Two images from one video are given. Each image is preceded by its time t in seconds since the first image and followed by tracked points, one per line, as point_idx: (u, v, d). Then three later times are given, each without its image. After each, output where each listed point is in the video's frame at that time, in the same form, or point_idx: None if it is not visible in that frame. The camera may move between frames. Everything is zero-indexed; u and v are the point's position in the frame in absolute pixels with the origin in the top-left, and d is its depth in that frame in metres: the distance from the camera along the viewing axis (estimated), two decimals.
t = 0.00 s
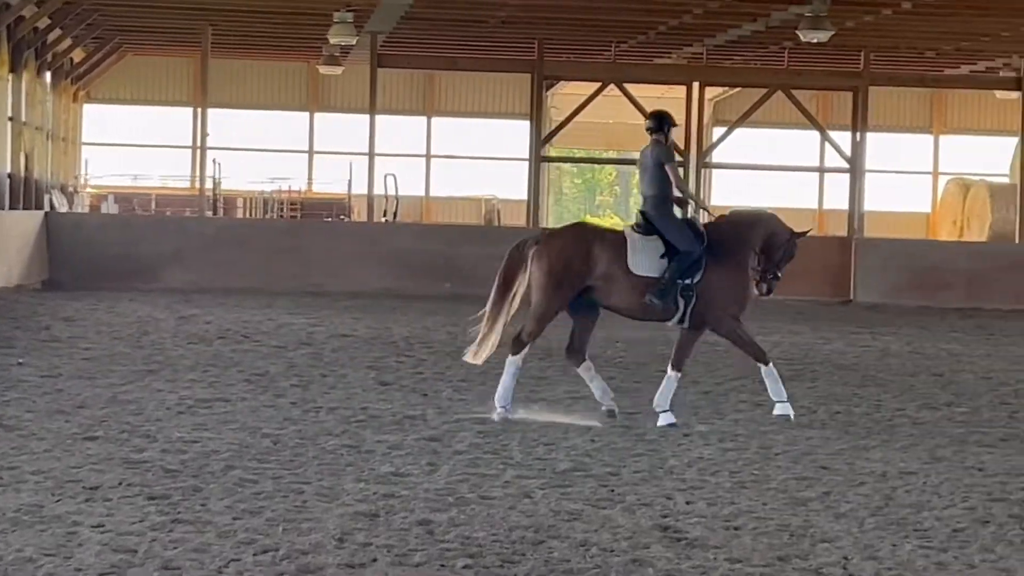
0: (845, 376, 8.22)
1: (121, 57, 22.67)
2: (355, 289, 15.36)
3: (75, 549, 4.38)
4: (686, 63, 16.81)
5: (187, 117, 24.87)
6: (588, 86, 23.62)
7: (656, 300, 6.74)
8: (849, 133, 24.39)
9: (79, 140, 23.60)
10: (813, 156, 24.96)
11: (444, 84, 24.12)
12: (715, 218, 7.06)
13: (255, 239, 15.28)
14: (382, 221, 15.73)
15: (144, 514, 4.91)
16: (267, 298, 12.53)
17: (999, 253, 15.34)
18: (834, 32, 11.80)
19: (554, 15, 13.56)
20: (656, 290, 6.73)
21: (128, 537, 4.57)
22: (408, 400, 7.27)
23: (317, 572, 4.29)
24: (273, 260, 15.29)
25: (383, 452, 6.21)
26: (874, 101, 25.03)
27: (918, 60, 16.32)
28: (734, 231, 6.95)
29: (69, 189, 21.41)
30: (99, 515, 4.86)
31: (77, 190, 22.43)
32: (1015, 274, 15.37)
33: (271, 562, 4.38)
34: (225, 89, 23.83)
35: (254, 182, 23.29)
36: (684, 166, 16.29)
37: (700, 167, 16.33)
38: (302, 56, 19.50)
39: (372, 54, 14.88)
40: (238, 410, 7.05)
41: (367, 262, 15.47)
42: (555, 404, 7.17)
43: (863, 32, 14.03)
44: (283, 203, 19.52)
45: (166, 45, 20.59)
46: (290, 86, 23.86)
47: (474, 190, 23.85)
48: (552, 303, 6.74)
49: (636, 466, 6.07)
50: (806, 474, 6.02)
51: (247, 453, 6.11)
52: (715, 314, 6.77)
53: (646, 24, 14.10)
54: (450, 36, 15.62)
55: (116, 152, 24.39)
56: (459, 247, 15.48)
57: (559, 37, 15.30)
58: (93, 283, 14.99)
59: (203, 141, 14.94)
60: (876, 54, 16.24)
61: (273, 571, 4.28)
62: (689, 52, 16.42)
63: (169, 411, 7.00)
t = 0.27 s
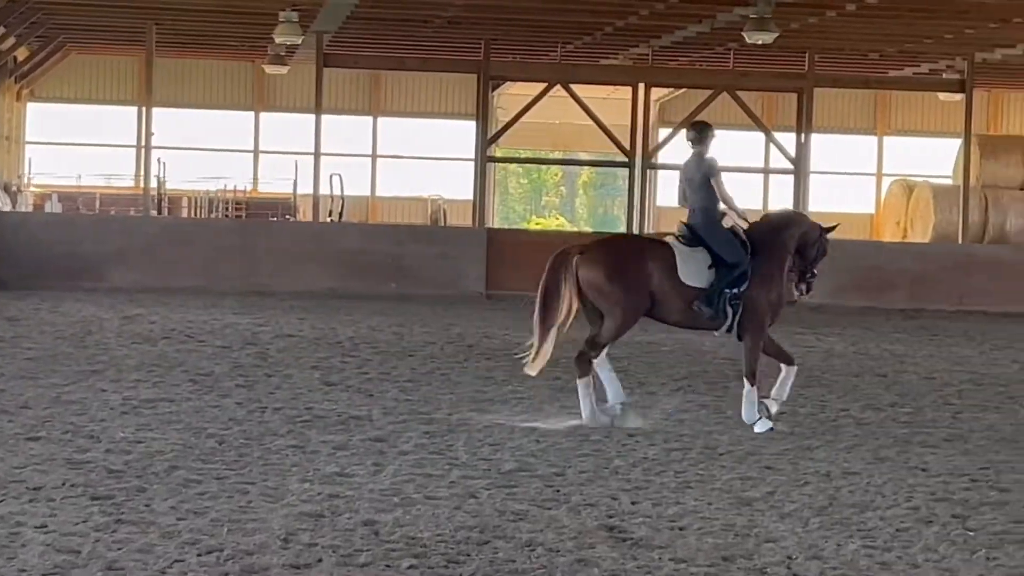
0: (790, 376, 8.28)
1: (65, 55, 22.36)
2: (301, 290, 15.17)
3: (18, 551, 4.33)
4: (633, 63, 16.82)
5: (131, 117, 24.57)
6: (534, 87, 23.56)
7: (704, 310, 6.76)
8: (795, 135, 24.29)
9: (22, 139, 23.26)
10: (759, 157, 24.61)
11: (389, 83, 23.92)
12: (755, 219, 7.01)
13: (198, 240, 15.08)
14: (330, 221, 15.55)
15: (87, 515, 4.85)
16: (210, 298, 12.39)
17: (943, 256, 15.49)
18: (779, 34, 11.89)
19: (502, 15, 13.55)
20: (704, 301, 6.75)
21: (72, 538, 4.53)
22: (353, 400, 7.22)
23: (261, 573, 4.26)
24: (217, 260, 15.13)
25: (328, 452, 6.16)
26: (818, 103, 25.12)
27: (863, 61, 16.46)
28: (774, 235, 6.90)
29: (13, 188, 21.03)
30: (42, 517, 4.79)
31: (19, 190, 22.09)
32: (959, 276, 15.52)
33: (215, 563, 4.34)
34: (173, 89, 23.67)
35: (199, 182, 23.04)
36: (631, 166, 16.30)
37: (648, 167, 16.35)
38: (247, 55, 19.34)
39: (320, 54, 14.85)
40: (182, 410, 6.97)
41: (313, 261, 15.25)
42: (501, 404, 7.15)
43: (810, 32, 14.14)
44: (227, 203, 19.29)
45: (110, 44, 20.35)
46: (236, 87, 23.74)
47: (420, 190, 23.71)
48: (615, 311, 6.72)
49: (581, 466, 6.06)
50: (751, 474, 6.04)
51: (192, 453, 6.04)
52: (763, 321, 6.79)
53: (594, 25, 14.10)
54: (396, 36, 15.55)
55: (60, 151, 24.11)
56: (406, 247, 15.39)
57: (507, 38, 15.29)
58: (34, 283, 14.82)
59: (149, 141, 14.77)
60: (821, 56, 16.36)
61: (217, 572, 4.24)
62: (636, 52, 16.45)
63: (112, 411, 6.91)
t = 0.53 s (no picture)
0: (739, 376, 8.31)
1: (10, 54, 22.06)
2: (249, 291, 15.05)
3: None
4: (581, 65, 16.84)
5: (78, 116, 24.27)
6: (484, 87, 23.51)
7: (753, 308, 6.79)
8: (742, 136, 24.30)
9: None
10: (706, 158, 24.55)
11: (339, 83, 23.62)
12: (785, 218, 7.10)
13: (145, 240, 14.89)
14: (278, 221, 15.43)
15: (32, 517, 4.77)
16: (157, 298, 12.25)
17: (890, 259, 15.63)
18: (727, 35, 11.96)
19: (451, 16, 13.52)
20: (754, 298, 6.78)
21: (16, 540, 4.46)
22: (301, 401, 7.17)
23: (209, 574, 4.21)
24: (164, 259, 14.94)
25: (276, 453, 6.09)
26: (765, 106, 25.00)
27: (810, 64, 16.61)
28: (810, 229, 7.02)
29: None
30: None
31: None
32: (905, 278, 15.67)
33: (163, 564, 4.29)
34: (120, 88, 23.41)
35: (147, 182, 22.81)
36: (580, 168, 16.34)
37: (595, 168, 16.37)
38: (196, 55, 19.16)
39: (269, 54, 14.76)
40: (129, 411, 6.88)
41: (260, 261, 15.13)
42: (450, 404, 7.12)
43: (758, 34, 14.24)
44: (176, 203, 19.10)
45: (56, 43, 20.09)
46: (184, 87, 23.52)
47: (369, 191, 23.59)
48: (662, 309, 6.70)
49: (530, 467, 6.04)
50: (699, 474, 6.05)
51: (140, 454, 5.96)
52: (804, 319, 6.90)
53: (544, 26, 14.10)
54: (346, 36, 15.49)
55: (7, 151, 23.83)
56: (355, 247, 15.29)
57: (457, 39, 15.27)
58: None
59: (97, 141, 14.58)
60: (768, 58, 16.48)
61: (164, 573, 4.19)
62: (584, 54, 16.47)
63: (59, 411, 6.81)
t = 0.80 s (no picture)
0: (694, 376, 8.34)
1: None
2: (203, 291, 14.97)
3: None
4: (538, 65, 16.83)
5: (31, 115, 23.99)
6: (441, 88, 23.40)
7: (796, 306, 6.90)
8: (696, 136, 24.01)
9: None
10: (661, 157, 24.18)
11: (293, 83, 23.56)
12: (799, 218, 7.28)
13: (99, 241, 14.79)
14: (233, 221, 15.34)
15: None
16: (109, 298, 12.13)
17: (848, 259, 15.73)
18: (683, 35, 12.01)
19: (409, 16, 13.49)
20: (792, 296, 6.87)
21: None
22: (255, 401, 7.12)
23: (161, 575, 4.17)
24: (116, 260, 14.83)
25: (230, 453, 6.05)
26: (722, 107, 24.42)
27: (766, 64, 16.70)
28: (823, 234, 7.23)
29: None
30: None
31: None
32: (860, 279, 15.82)
33: (115, 565, 4.25)
34: (74, 87, 23.15)
35: (101, 182, 22.58)
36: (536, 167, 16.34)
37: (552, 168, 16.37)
38: (149, 54, 18.97)
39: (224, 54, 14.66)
40: (82, 411, 6.81)
41: (214, 261, 15.05)
42: (406, 405, 7.10)
43: (716, 35, 14.31)
44: (131, 203, 18.92)
45: (7, 42, 19.84)
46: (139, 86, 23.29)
47: (326, 191, 23.44)
48: (694, 311, 6.75)
49: (485, 467, 6.03)
50: (654, 474, 6.06)
51: (93, 455, 5.90)
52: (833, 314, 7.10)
53: (502, 26, 14.10)
54: (301, 36, 15.43)
55: None
56: (310, 247, 15.20)
57: (412, 39, 15.25)
58: None
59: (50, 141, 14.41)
60: (724, 59, 16.54)
61: (115, 574, 4.15)
62: (540, 54, 16.47)
63: (10, 412, 6.72)
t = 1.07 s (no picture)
0: (656, 379, 8.35)
1: None
2: (164, 293, 14.88)
3: None
4: (500, 68, 16.83)
5: None
6: (404, 90, 23.35)
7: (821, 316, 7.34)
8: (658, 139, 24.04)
9: None
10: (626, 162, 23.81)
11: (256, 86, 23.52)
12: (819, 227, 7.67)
13: (60, 242, 14.69)
14: (195, 223, 15.25)
15: None
16: (69, 301, 12.02)
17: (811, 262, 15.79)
18: (645, 38, 12.06)
19: (371, 18, 13.47)
20: (820, 308, 7.33)
21: None
22: (216, 404, 7.07)
23: None
24: (77, 262, 14.75)
25: (190, 456, 6.00)
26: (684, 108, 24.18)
27: (729, 67, 16.78)
28: (844, 247, 7.68)
29: None
30: None
31: None
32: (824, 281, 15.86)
33: (73, 569, 4.21)
34: (35, 89, 22.93)
35: (62, 185, 22.40)
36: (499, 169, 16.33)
37: (514, 170, 16.35)
38: (109, 56, 18.83)
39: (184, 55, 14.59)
40: (41, 414, 6.74)
41: (176, 263, 14.95)
42: (368, 407, 7.08)
43: (679, 38, 14.37)
44: (92, 205, 18.78)
45: None
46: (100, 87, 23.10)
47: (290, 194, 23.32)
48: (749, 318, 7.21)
49: (447, 469, 6.01)
50: (616, 477, 6.06)
51: (52, 458, 5.83)
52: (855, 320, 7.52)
53: (464, 29, 14.09)
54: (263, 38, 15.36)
55: None
56: (272, 250, 15.14)
57: (374, 42, 15.23)
58: None
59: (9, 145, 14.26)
60: (687, 62, 16.61)
61: None
62: (502, 56, 16.48)
63: None
